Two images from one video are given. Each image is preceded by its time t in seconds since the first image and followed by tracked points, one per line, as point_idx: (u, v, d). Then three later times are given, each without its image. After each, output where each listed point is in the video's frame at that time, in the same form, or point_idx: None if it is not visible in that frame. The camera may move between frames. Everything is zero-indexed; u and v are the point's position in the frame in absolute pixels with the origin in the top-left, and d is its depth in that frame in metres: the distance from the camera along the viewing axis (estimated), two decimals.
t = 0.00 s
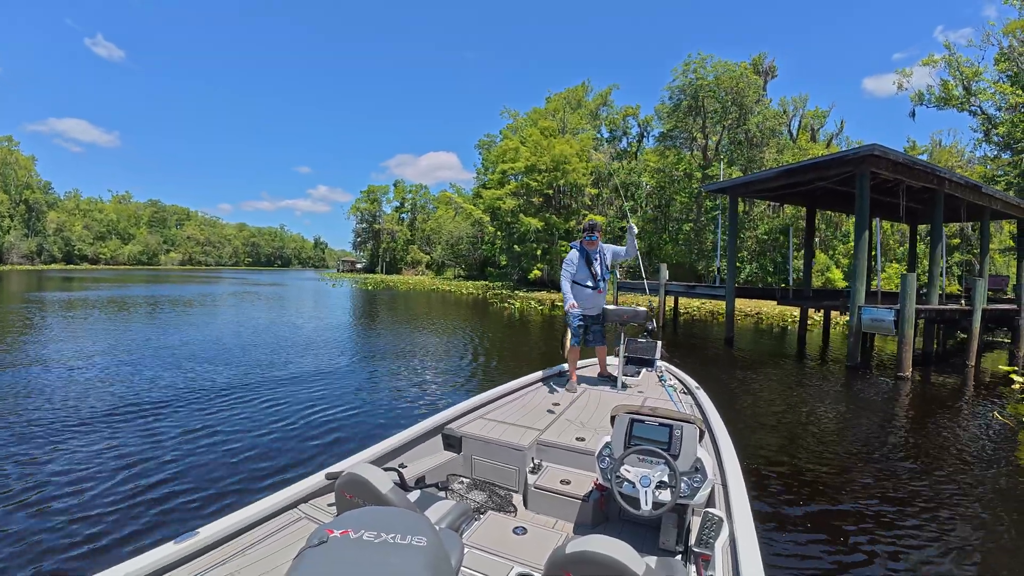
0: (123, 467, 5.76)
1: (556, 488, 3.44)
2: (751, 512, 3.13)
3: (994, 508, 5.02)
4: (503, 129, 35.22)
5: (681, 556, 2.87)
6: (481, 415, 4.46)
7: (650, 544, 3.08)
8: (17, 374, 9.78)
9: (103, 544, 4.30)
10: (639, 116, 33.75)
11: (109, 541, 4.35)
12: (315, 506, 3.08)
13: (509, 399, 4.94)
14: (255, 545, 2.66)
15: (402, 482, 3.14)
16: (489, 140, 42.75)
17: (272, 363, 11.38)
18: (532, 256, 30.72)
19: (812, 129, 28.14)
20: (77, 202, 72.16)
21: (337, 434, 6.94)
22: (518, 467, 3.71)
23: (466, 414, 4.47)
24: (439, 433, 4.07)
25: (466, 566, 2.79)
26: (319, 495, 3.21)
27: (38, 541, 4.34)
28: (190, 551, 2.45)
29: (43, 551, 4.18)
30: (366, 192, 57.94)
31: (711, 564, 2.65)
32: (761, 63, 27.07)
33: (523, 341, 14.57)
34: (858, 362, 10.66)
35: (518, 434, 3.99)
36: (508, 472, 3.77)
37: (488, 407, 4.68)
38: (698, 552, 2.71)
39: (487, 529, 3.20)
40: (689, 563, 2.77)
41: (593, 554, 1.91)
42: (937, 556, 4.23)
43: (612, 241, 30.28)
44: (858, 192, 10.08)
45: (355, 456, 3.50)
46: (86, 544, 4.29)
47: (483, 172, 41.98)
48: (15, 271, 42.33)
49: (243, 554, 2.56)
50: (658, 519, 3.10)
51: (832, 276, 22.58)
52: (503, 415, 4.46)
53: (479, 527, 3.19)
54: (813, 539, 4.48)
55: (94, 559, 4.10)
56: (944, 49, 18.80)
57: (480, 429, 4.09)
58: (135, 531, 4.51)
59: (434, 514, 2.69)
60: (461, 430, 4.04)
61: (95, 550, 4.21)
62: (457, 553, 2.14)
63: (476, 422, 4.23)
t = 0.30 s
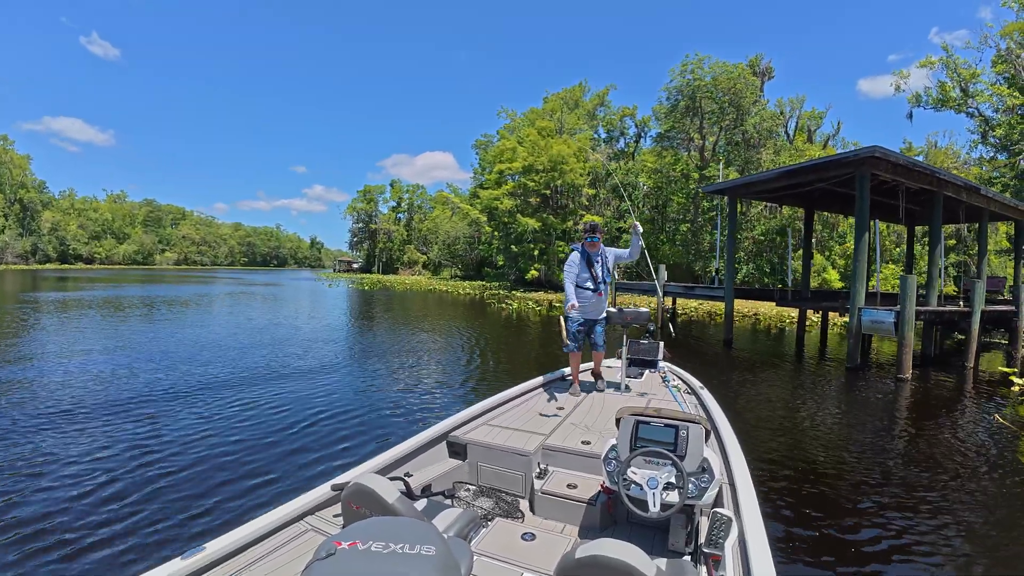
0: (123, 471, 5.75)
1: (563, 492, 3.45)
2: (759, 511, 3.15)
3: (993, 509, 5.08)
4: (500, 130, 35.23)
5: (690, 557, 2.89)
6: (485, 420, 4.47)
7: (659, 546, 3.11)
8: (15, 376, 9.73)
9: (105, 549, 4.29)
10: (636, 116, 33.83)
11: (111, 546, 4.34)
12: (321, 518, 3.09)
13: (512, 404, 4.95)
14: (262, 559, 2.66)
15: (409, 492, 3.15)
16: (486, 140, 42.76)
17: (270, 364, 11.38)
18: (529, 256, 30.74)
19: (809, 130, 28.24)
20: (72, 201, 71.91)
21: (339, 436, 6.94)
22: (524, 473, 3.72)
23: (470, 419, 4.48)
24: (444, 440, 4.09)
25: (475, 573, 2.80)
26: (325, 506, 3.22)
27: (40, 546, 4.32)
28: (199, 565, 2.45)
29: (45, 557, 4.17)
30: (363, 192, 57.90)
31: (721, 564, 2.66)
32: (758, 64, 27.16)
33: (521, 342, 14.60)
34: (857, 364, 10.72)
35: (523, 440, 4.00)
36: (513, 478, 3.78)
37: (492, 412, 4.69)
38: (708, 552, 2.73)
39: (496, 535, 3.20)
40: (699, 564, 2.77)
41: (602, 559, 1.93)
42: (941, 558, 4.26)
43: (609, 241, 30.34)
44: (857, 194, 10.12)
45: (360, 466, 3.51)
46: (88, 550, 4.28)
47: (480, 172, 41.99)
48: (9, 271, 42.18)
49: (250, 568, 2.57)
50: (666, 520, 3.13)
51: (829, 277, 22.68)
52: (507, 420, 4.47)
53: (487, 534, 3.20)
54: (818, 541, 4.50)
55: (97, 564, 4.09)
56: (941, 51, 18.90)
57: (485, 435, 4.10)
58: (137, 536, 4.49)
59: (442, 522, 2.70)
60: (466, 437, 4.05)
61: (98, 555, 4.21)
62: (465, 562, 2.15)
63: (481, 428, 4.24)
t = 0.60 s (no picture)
0: (118, 472, 5.70)
1: (562, 491, 3.43)
2: (757, 509, 3.15)
3: (993, 509, 5.09)
4: (497, 130, 35.20)
5: (689, 555, 2.90)
6: (484, 420, 4.46)
7: (657, 545, 3.12)
8: (8, 376, 9.64)
9: (101, 550, 4.25)
10: (633, 117, 33.87)
11: (108, 546, 4.30)
12: (319, 518, 3.07)
13: (511, 403, 4.93)
14: (261, 559, 2.64)
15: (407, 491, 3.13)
16: (483, 140, 42.73)
17: (266, 364, 11.33)
18: (526, 256, 30.70)
19: (805, 130, 28.31)
20: (68, 200, 71.66)
21: (336, 436, 6.91)
22: (523, 472, 3.71)
23: (469, 419, 4.46)
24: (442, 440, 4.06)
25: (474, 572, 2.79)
26: (323, 506, 3.19)
27: (33, 547, 4.29)
28: (198, 565, 2.43)
29: (41, 558, 4.13)
30: (359, 191, 57.80)
31: (720, 562, 2.69)
32: (755, 65, 27.23)
33: (519, 342, 14.58)
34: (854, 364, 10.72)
35: (522, 439, 3.98)
36: (512, 478, 3.77)
37: (490, 412, 4.67)
38: (707, 551, 2.73)
39: (494, 534, 3.19)
40: (698, 562, 2.80)
41: (602, 557, 1.92)
42: (939, 557, 4.26)
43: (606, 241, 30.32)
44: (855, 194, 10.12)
45: (359, 466, 3.49)
46: (84, 550, 4.24)
47: (477, 172, 41.97)
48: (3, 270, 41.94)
49: (249, 569, 2.55)
50: (665, 519, 3.14)
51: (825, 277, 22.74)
52: (506, 420, 4.46)
53: (486, 532, 3.20)
54: (815, 542, 4.48)
55: (93, 565, 4.06)
56: (938, 52, 18.98)
57: (484, 435, 4.08)
58: (133, 536, 4.46)
59: (441, 521, 2.69)
60: (464, 437, 4.04)
61: (94, 556, 4.17)
62: (465, 561, 2.13)
63: (479, 428, 4.22)
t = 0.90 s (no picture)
0: (108, 470, 5.65)
1: (552, 484, 3.38)
2: (744, 508, 3.12)
3: (989, 508, 5.03)
4: (494, 129, 35.14)
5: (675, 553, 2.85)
6: (476, 410, 4.43)
7: (643, 540, 3.06)
8: None
9: (91, 550, 4.21)
10: (630, 116, 33.86)
11: (98, 546, 4.26)
12: (310, 501, 3.03)
13: (505, 395, 4.89)
14: (249, 539, 2.60)
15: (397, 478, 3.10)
16: (480, 139, 42.67)
17: (261, 363, 11.27)
18: (523, 256, 30.64)
19: (801, 130, 28.36)
20: (62, 199, 71.18)
21: (328, 435, 6.86)
22: (513, 463, 3.67)
23: (462, 410, 4.43)
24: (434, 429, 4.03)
25: (460, 561, 2.75)
26: (315, 489, 3.16)
27: (20, 546, 4.24)
28: (185, 544, 2.41)
29: (30, 558, 4.09)
30: (356, 191, 57.65)
31: (704, 560, 2.67)
32: (751, 65, 27.27)
33: (514, 341, 14.54)
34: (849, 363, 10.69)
35: (513, 430, 3.94)
36: (503, 469, 3.73)
37: (484, 403, 4.63)
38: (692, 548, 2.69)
39: (482, 524, 3.15)
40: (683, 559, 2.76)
41: (589, 550, 1.89)
42: (934, 556, 4.22)
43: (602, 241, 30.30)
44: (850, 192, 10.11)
45: (350, 452, 3.46)
46: (74, 550, 4.20)
47: (474, 171, 41.90)
48: None
49: (238, 549, 2.52)
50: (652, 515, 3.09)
51: (821, 277, 22.77)
52: (499, 411, 4.42)
53: (474, 522, 3.16)
54: (809, 541, 4.43)
55: (82, 564, 4.01)
56: (933, 52, 19.03)
57: (476, 425, 4.05)
58: (124, 536, 4.41)
59: (430, 509, 2.65)
60: (456, 426, 4.00)
61: (84, 556, 4.13)
62: (451, 549, 2.10)
63: (472, 418, 4.19)
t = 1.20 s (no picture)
0: (101, 469, 5.62)
1: (548, 480, 3.36)
2: (739, 509, 3.09)
3: (987, 508, 5.01)
4: (491, 129, 35.14)
5: (669, 552, 2.82)
6: (473, 406, 4.39)
7: (637, 539, 3.04)
8: None
9: (83, 551, 4.16)
10: (627, 116, 33.88)
11: (90, 547, 4.21)
12: (307, 493, 2.99)
13: (502, 391, 4.87)
14: (245, 530, 2.57)
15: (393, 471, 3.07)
16: (477, 139, 42.66)
17: (257, 363, 11.22)
18: (520, 256, 30.66)
19: (798, 131, 28.43)
20: (57, 198, 70.82)
21: (324, 434, 6.83)
22: (509, 459, 3.64)
23: (458, 405, 4.40)
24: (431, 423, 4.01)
25: (454, 555, 2.73)
26: (311, 481, 3.12)
27: (13, 546, 4.21)
28: (179, 535, 2.38)
29: (21, 559, 4.04)
30: (353, 191, 57.54)
31: (697, 560, 2.63)
32: (748, 65, 27.34)
33: (511, 341, 14.51)
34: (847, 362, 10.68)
35: (510, 426, 3.92)
36: (499, 464, 3.70)
37: (481, 399, 4.61)
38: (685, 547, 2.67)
39: (476, 519, 3.13)
40: (676, 558, 2.73)
41: (583, 546, 1.87)
42: (931, 555, 4.20)
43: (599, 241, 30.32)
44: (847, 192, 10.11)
45: (347, 445, 3.44)
46: (66, 551, 4.15)
47: (471, 171, 41.84)
48: None
49: (233, 539, 2.49)
50: (647, 513, 3.07)
51: (817, 277, 22.82)
52: (496, 406, 4.39)
53: (469, 517, 3.14)
54: (806, 541, 4.40)
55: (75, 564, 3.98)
56: (930, 52, 19.08)
57: (472, 420, 4.02)
58: (117, 536, 4.37)
59: (425, 504, 2.63)
60: (453, 421, 3.98)
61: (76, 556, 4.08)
62: (445, 543, 2.08)
63: (469, 413, 4.17)
